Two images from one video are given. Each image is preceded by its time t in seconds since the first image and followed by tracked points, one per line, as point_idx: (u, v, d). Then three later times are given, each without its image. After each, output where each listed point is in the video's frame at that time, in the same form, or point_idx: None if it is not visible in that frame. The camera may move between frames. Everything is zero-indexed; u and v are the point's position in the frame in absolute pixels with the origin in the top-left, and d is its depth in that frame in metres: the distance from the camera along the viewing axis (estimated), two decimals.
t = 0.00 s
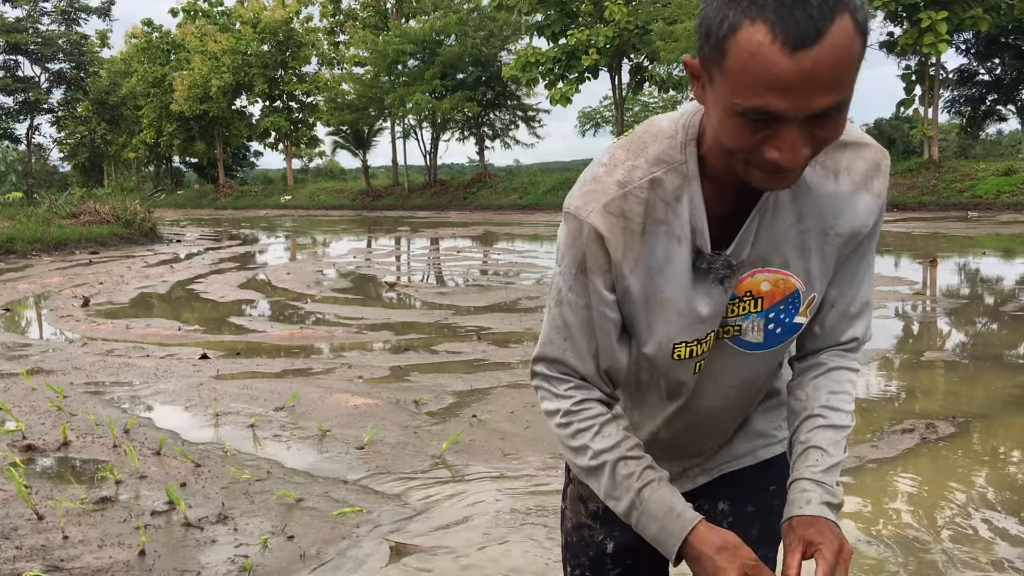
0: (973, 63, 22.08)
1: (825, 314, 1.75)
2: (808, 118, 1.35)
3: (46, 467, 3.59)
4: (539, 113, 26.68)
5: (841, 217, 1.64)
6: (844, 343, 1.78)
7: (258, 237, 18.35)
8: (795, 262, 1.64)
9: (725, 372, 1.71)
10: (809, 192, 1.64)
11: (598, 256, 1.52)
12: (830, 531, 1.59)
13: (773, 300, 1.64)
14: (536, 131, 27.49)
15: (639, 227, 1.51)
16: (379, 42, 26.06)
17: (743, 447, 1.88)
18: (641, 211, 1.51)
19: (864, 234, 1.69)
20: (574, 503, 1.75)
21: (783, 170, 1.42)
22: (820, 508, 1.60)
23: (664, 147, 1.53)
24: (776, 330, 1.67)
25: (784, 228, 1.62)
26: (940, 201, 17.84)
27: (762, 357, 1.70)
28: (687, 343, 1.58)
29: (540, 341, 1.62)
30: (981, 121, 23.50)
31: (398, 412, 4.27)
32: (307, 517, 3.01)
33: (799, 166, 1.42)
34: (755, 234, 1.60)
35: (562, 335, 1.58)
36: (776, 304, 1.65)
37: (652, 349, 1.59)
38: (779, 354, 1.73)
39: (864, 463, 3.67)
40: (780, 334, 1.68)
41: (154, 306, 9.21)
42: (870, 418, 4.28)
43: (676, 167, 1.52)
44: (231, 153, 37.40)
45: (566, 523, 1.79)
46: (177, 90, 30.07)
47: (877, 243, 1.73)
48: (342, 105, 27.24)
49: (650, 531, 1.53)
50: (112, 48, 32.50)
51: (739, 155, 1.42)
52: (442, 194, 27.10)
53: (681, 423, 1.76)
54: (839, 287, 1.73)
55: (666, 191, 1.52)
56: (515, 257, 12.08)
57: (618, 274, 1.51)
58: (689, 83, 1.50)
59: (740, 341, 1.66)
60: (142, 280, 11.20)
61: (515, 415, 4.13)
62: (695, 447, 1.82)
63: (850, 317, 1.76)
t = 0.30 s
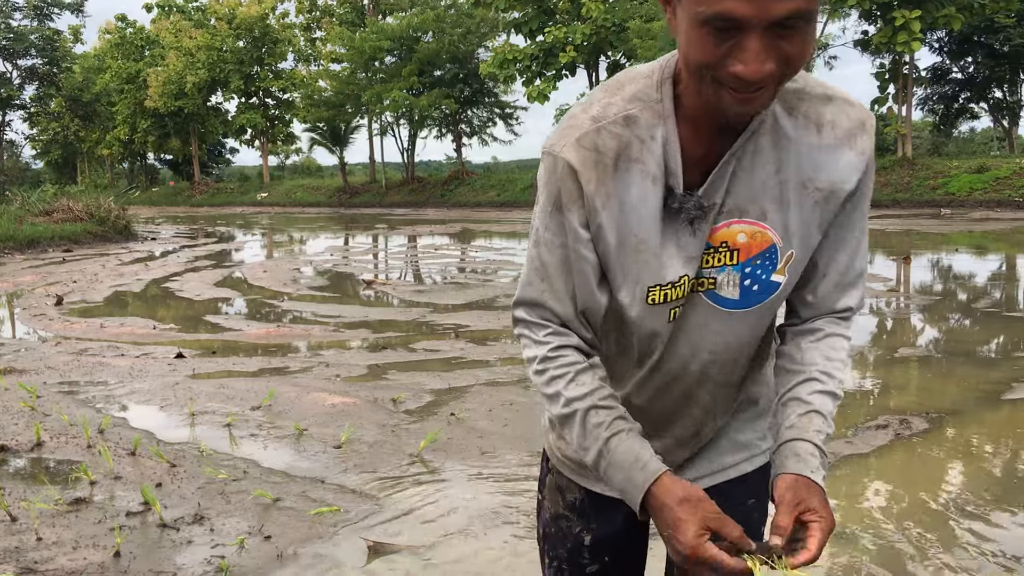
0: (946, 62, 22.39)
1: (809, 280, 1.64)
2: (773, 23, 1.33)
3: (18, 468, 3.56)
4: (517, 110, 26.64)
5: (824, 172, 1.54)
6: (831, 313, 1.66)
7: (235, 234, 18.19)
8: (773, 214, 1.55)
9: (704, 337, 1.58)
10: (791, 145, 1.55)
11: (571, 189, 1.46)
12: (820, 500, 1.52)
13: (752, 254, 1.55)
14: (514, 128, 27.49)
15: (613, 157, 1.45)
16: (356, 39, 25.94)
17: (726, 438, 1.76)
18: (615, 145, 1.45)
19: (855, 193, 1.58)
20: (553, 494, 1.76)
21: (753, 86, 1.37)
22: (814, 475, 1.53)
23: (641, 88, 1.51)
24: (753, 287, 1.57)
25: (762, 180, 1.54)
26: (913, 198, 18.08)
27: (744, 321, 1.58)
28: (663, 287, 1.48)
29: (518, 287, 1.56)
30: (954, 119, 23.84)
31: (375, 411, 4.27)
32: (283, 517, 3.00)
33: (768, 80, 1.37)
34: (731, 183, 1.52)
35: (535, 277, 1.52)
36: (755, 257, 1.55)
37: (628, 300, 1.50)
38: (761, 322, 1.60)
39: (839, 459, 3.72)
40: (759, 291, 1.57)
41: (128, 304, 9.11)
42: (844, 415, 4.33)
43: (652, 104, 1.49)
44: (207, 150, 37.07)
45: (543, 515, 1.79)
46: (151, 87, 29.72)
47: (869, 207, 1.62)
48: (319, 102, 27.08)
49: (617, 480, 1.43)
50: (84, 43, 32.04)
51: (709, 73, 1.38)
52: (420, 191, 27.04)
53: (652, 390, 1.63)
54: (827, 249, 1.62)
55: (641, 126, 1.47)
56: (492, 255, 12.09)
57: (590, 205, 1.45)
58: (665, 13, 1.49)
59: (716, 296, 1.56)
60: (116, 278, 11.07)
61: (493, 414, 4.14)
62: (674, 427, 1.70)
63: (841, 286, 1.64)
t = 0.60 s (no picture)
0: (919, 62, 22.69)
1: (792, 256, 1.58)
2: None
3: None
4: (495, 110, 26.57)
5: (797, 135, 1.51)
6: (817, 291, 1.59)
7: (211, 234, 18.05)
8: (745, 177, 1.52)
9: (681, 306, 1.52)
10: (764, 109, 1.53)
11: (534, 125, 1.57)
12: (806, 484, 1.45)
13: (729, 216, 1.51)
14: (492, 127, 27.45)
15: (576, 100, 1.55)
16: (333, 37, 25.82)
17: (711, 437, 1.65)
18: (579, 87, 1.55)
19: (836, 161, 1.53)
20: (509, 476, 1.74)
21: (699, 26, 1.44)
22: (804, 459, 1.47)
23: (615, 38, 1.61)
24: (731, 251, 1.51)
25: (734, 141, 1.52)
26: (888, 198, 18.29)
27: (725, 292, 1.52)
28: (623, 231, 1.50)
29: (488, 222, 1.66)
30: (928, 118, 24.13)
31: (352, 413, 4.26)
32: (259, 521, 2.99)
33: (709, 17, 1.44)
34: (701, 142, 1.51)
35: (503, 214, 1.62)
36: (731, 221, 1.51)
37: (588, 241, 1.53)
38: (741, 297, 1.53)
39: (814, 459, 3.77)
40: (735, 257, 1.52)
41: (102, 305, 9.01)
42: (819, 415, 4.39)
43: (622, 51, 1.57)
44: (182, 149, 36.71)
45: (492, 495, 1.77)
46: (126, 85, 29.38)
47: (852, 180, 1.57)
48: (296, 100, 26.93)
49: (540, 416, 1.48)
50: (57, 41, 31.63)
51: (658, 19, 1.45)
52: (398, 190, 26.94)
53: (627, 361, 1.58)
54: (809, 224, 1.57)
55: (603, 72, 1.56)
56: (470, 255, 12.08)
57: (548, 140, 1.54)
58: None
59: (697, 259, 1.51)
60: (90, 279, 10.94)
61: (471, 416, 4.15)
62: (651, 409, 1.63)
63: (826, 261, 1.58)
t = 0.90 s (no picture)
0: (898, 64, 22.93)
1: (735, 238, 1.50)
2: None
3: None
4: (477, 110, 26.58)
5: (719, 105, 1.44)
6: (770, 281, 1.47)
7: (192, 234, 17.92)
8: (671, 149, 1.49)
9: (599, 269, 1.54)
10: (693, 83, 1.49)
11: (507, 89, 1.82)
12: (669, 466, 1.37)
13: (648, 182, 1.49)
14: (474, 127, 27.45)
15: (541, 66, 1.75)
16: (315, 37, 25.71)
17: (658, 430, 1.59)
18: (541, 55, 1.76)
19: (772, 136, 1.42)
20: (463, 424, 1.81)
21: None
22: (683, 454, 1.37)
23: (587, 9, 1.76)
24: (648, 219, 1.50)
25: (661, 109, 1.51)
26: (868, 198, 18.47)
27: (643, 259, 1.51)
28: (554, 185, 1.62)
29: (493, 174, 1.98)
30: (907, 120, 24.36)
31: (336, 416, 4.26)
32: (242, 526, 2.99)
33: None
34: (628, 109, 1.54)
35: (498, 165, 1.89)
36: (648, 187, 1.50)
37: (528, 193, 1.69)
38: (663, 271, 1.50)
39: (794, 461, 3.81)
40: (653, 224, 1.50)
41: (83, 307, 8.93)
42: (799, 416, 4.44)
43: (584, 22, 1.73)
44: (163, 149, 36.41)
45: (445, 436, 1.84)
46: (105, 84, 29.12)
47: (809, 161, 1.42)
48: (278, 101, 26.79)
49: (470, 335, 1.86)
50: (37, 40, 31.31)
51: None
52: (380, 190, 26.88)
53: (558, 326, 1.63)
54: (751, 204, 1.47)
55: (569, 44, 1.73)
56: (454, 256, 12.08)
57: (513, 101, 1.78)
58: None
59: (612, 223, 1.53)
60: (70, 280, 10.84)
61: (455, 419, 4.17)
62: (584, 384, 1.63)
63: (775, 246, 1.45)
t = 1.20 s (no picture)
0: (887, 65, 23.04)
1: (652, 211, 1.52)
2: None
3: None
4: (468, 110, 26.57)
5: (635, 75, 1.51)
6: (675, 256, 1.45)
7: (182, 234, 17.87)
8: (592, 122, 1.57)
9: (536, 236, 1.66)
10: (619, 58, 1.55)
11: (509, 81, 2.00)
12: (524, 413, 1.42)
13: (573, 152, 1.58)
14: (465, 128, 27.43)
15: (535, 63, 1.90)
16: (306, 37, 25.64)
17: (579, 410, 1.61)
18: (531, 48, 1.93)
19: (676, 101, 1.45)
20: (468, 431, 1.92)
21: None
22: (547, 406, 1.42)
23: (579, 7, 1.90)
24: (573, 188, 1.59)
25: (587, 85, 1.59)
26: (858, 199, 18.55)
27: (571, 227, 1.60)
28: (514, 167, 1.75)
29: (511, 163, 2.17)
30: (897, 120, 24.46)
31: (330, 419, 4.26)
32: (239, 529, 2.98)
33: None
34: (569, 84, 1.63)
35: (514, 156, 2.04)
36: (575, 156, 1.58)
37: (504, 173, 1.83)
38: (586, 238, 1.58)
39: (789, 462, 3.83)
40: (577, 192, 1.58)
41: (72, 308, 8.88)
42: (792, 417, 4.46)
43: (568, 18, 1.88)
44: (152, 149, 36.23)
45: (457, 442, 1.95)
46: (94, 84, 28.99)
47: (714, 128, 1.41)
48: (269, 101, 26.71)
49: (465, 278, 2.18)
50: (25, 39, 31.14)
51: None
52: (371, 190, 26.83)
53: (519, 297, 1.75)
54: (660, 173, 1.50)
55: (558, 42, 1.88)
56: (445, 256, 12.08)
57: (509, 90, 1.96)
58: None
59: (548, 193, 1.64)
60: (60, 281, 10.78)
61: (450, 421, 4.17)
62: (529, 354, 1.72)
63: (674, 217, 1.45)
